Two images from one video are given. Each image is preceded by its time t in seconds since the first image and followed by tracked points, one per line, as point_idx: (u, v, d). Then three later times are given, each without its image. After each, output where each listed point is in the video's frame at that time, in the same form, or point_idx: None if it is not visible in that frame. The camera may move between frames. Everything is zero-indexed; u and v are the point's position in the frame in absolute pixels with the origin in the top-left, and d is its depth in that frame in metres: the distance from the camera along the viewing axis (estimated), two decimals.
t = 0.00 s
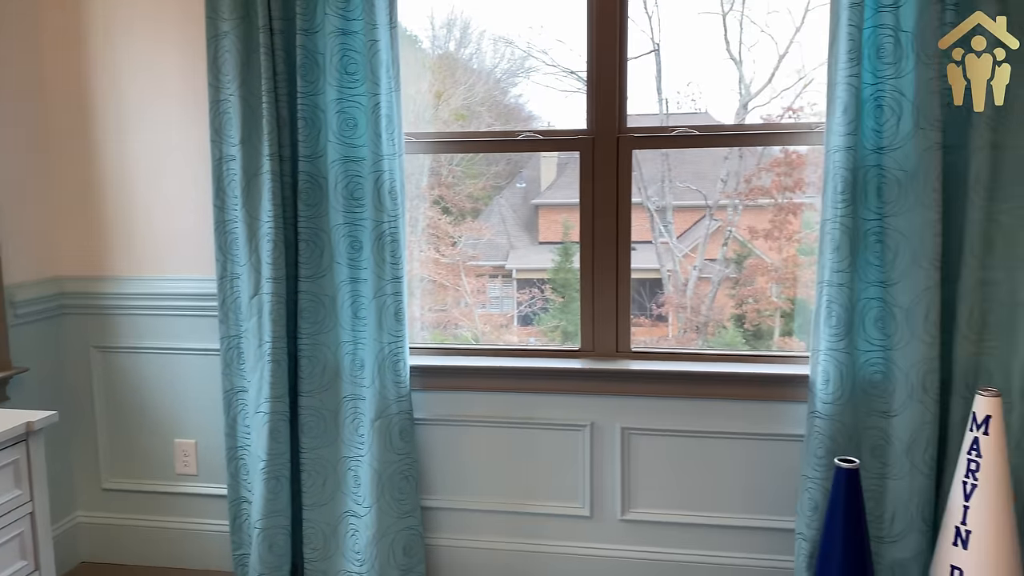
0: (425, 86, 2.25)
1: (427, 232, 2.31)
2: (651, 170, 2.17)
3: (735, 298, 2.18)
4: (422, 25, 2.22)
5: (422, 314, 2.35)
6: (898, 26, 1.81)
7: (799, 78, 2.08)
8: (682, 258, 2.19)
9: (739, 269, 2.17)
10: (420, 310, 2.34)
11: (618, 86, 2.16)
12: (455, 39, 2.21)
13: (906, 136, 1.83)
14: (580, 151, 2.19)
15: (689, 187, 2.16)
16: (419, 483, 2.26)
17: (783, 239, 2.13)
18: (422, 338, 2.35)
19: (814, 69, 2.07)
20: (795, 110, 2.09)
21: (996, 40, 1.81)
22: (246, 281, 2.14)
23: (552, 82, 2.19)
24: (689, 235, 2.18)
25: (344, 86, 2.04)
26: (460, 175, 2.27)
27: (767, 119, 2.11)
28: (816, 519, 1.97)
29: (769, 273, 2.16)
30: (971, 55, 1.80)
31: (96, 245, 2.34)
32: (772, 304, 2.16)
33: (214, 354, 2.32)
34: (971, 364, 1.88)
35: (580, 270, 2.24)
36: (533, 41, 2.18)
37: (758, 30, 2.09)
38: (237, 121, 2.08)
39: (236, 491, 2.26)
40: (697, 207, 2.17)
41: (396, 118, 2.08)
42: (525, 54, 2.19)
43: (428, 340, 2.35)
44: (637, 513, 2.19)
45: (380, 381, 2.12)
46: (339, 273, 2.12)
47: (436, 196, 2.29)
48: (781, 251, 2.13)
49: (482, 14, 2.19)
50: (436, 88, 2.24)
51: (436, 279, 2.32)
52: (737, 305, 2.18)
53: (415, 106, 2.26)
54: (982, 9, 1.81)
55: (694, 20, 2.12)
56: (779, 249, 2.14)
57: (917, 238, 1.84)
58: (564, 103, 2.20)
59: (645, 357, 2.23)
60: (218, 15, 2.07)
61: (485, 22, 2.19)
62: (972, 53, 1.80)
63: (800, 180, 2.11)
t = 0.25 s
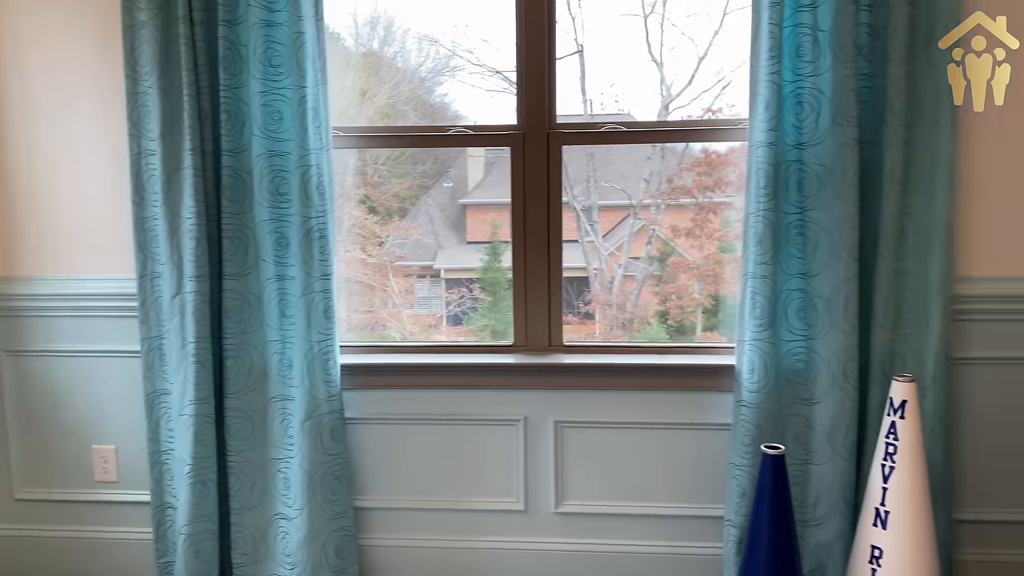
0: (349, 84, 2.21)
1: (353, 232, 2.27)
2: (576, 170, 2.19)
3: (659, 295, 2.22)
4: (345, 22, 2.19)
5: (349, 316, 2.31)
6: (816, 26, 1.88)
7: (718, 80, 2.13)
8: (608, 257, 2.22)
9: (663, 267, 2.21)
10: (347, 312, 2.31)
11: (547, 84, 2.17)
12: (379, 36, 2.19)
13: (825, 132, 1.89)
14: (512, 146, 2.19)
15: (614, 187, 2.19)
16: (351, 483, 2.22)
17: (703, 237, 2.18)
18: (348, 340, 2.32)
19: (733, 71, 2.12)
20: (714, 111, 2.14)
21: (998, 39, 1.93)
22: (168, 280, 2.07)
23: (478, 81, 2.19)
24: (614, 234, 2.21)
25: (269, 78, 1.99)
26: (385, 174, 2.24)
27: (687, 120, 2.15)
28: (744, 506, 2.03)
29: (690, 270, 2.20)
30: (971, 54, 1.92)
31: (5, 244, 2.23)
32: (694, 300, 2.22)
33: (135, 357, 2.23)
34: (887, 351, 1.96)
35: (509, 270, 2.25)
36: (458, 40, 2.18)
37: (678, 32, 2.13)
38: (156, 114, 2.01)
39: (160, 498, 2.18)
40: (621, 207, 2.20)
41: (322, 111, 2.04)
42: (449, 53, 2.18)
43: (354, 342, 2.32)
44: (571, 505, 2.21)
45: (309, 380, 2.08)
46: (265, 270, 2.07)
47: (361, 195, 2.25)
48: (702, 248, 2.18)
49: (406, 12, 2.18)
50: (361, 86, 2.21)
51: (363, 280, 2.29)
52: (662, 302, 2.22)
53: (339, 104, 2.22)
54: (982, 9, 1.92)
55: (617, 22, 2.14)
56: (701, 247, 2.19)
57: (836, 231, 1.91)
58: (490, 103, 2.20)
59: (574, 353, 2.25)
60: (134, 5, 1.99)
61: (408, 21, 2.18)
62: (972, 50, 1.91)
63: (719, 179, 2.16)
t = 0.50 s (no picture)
0: (265, 82, 2.16)
1: (272, 232, 2.22)
2: (500, 170, 2.19)
3: (581, 293, 2.25)
4: (260, 19, 2.14)
5: (267, 319, 2.26)
6: (735, 28, 1.92)
7: (636, 82, 2.17)
8: (532, 256, 2.23)
9: (585, 266, 2.23)
10: (265, 315, 2.25)
11: (473, 81, 2.16)
12: (296, 34, 2.14)
13: (744, 132, 1.94)
14: (438, 145, 2.17)
15: (537, 186, 2.20)
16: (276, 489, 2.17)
17: (624, 236, 2.21)
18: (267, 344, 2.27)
19: (649, 73, 2.16)
20: (632, 112, 2.17)
21: (998, 40, 2.03)
22: (79, 284, 1.98)
23: (398, 80, 2.17)
24: (538, 233, 2.22)
25: (185, 74, 1.93)
26: (304, 174, 2.20)
27: (606, 120, 2.18)
28: (671, 498, 2.06)
29: (612, 269, 2.23)
30: (971, 56, 2.04)
31: None
32: (615, 298, 2.25)
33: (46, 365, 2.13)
34: (804, 344, 2.03)
35: (433, 270, 2.23)
36: (377, 38, 2.15)
37: (597, 34, 2.15)
38: (64, 111, 1.92)
39: (73, 512, 2.08)
40: (544, 206, 2.21)
41: (242, 108, 1.98)
42: (369, 52, 2.15)
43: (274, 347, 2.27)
44: (502, 503, 2.21)
45: (231, 385, 2.02)
46: (183, 272, 2.00)
47: (279, 195, 2.20)
48: (623, 248, 2.21)
49: (324, 9, 2.14)
50: (278, 84, 2.16)
51: (283, 282, 2.24)
52: (584, 300, 2.25)
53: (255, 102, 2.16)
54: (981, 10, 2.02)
55: (536, 23, 2.15)
56: (622, 246, 2.22)
57: (756, 228, 1.96)
58: (411, 103, 2.18)
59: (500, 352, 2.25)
60: None
61: (326, 18, 2.14)
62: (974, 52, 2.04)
63: (639, 180, 2.19)
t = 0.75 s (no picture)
0: (176, 79, 2.09)
1: (184, 234, 2.15)
2: (420, 170, 2.19)
3: (505, 293, 2.26)
4: (170, 14, 2.07)
5: (181, 324, 2.19)
6: (648, 35, 1.97)
7: (556, 83, 2.19)
8: (455, 256, 2.23)
9: (509, 266, 2.24)
10: (179, 320, 2.19)
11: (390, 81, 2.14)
12: (207, 30, 2.08)
13: (657, 137, 1.98)
14: (356, 147, 2.15)
15: (458, 186, 2.20)
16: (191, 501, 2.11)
17: (546, 236, 2.24)
18: (181, 350, 2.20)
19: (568, 75, 2.19)
20: (552, 113, 2.20)
21: (997, 39, 1.92)
22: None
23: (315, 78, 2.14)
24: (460, 233, 2.22)
25: (88, 74, 1.86)
26: (219, 174, 2.14)
27: (527, 124, 2.19)
28: (592, 497, 2.09)
29: (535, 268, 2.26)
30: (972, 56, 2.00)
31: None
32: (538, 297, 2.27)
33: None
34: (717, 342, 2.09)
35: (353, 271, 2.21)
36: (293, 35, 2.11)
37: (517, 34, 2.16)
38: None
39: None
40: (466, 206, 2.22)
41: (149, 110, 1.93)
42: (284, 49, 2.11)
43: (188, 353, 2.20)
44: (424, 509, 2.20)
45: (141, 397, 1.97)
46: (88, 280, 1.92)
47: (192, 195, 2.14)
48: (545, 248, 2.24)
49: (237, 5, 2.08)
50: (189, 81, 2.10)
51: (197, 286, 2.18)
52: (508, 300, 2.26)
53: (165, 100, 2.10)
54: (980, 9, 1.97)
55: (456, 23, 2.15)
56: (545, 246, 2.24)
57: (669, 230, 2.01)
58: (328, 101, 2.15)
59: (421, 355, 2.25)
60: None
61: (240, 14, 2.09)
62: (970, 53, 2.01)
63: (559, 180, 2.22)
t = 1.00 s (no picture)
0: (75, 76, 2.03)
1: (87, 238, 2.08)
2: (335, 170, 2.17)
3: (424, 295, 2.27)
4: (68, 8, 2.00)
5: (84, 331, 2.12)
6: (559, 45, 2.01)
7: (471, 85, 2.21)
8: (372, 258, 2.22)
9: (427, 267, 2.25)
10: (82, 327, 2.11)
11: (301, 82, 2.12)
12: (109, 26, 2.02)
13: (570, 145, 2.03)
14: (267, 152, 2.12)
15: (374, 187, 2.20)
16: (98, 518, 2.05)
17: (465, 237, 2.26)
18: (84, 359, 2.13)
19: (484, 76, 2.21)
20: (468, 114, 2.22)
21: (997, 39, 1.78)
22: None
23: (224, 76, 2.10)
24: (377, 234, 2.22)
25: None
26: (122, 176, 2.08)
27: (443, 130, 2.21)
28: (511, 498, 2.13)
29: (454, 269, 2.27)
30: (971, 56, 1.86)
31: None
32: (457, 298, 2.28)
33: None
34: (629, 343, 2.15)
35: (265, 274, 2.18)
36: (201, 32, 2.07)
37: (433, 35, 2.18)
38: None
39: None
40: (382, 207, 2.21)
41: (46, 113, 1.86)
42: (191, 46, 2.07)
43: (92, 362, 2.13)
44: (343, 517, 2.19)
45: (45, 412, 1.91)
46: None
47: (94, 198, 2.07)
48: (464, 248, 2.26)
49: None
50: (91, 78, 2.03)
51: (101, 292, 2.11)
52: (427, 301, 2.27)
53: (65, 98, 2.03)
54: (979, 10, 1.84)
55: (369, 22, 2.15)
56: (464, 247, 2.26)
57: (583, 236, 2.06)
58: (237, 100, 2.11)
59: (338, 361, 2.23)
60: None
61: (144, 9, 2.03)
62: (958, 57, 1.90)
63: (478, 181, 2.25)
